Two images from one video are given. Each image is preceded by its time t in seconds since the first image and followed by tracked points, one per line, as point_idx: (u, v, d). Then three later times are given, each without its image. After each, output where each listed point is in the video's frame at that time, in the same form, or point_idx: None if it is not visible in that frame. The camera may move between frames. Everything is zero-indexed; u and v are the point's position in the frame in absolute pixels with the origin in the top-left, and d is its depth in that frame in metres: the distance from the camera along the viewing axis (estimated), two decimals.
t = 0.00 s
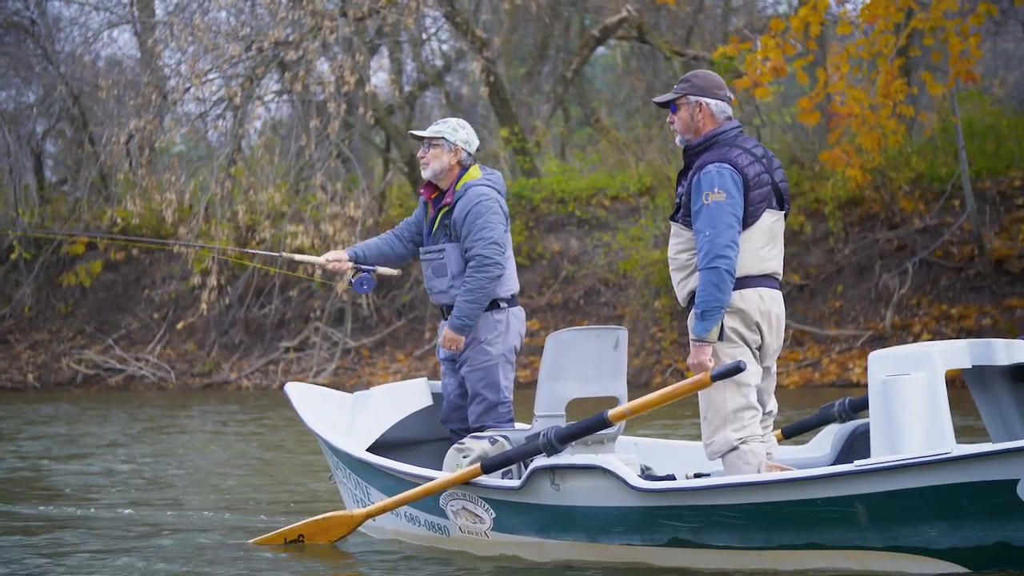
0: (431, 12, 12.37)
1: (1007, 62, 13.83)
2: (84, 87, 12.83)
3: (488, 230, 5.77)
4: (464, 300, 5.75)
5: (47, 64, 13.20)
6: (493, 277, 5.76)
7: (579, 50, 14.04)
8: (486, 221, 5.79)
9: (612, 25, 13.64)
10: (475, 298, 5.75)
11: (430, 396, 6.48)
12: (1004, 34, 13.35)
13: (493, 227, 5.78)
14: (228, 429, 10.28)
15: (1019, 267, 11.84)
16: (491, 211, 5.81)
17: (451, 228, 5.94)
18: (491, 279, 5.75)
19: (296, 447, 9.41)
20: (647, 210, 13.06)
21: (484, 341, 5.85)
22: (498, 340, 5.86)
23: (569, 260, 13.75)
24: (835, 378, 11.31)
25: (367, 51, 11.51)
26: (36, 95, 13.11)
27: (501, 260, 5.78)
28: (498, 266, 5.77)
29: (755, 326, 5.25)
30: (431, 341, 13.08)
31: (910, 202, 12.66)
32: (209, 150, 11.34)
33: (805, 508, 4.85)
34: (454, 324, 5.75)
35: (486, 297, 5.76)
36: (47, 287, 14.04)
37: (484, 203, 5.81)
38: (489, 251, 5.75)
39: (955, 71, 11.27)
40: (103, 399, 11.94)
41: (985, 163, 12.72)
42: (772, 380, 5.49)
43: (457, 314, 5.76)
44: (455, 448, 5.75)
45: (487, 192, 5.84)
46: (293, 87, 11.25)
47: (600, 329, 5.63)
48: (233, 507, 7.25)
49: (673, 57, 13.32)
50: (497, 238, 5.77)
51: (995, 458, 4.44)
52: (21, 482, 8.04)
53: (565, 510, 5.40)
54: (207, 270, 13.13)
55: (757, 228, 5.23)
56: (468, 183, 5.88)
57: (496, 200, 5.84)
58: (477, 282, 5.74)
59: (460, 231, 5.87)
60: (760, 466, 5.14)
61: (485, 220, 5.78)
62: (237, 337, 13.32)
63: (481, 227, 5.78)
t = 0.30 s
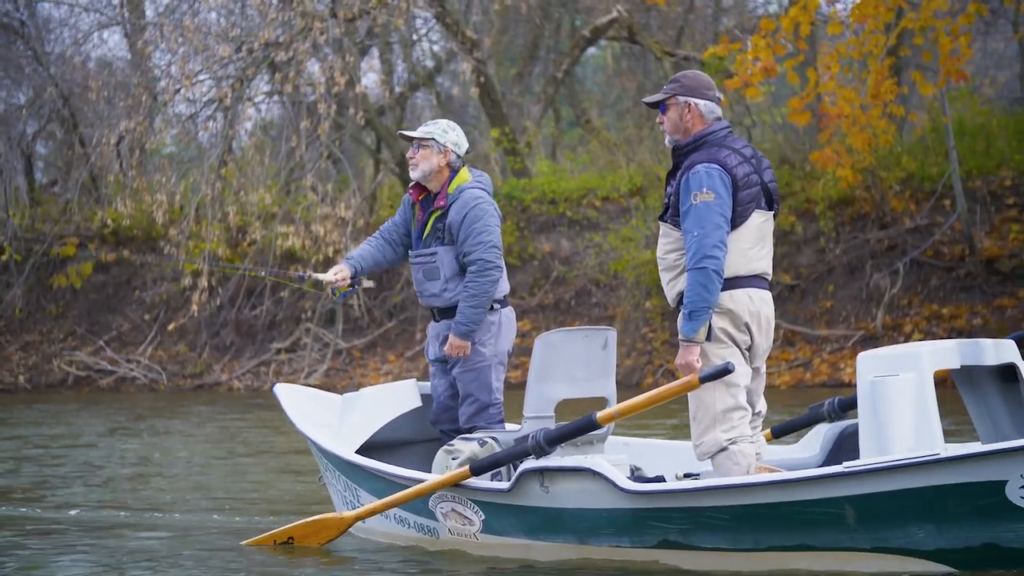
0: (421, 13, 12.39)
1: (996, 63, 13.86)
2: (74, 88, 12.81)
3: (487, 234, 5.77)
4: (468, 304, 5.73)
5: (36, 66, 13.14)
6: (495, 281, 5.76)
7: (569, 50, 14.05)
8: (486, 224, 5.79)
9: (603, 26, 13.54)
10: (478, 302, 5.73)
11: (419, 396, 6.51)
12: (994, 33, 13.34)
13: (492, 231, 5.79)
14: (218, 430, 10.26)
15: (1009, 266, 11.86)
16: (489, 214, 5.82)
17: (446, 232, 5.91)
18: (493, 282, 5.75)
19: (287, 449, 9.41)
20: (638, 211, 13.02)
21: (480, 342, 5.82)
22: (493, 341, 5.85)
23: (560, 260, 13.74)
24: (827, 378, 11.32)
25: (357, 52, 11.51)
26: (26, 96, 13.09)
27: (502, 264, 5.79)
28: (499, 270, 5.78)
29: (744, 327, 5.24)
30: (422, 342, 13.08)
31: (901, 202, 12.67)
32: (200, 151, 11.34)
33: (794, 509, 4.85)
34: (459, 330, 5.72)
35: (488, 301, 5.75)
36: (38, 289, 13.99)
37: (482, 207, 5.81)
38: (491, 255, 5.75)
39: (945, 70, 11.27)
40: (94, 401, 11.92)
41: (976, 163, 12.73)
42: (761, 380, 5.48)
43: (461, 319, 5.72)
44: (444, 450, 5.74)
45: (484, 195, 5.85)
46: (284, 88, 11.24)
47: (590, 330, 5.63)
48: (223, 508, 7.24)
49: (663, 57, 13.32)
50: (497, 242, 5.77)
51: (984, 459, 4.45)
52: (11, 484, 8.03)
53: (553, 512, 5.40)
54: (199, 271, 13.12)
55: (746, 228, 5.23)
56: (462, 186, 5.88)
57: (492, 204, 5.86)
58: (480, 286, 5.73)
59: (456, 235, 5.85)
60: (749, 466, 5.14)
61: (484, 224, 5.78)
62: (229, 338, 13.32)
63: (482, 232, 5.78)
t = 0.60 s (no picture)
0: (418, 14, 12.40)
1: (993, 66, 13.86)
2: (71, 89, 12.79)
3: (480, 236, 5.77)
4: (456, 304, 5.72)
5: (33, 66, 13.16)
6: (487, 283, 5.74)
7: (566, 52, 14.04)
8: (479, 227, 5.79)
9: (599, 27, 13.59)
10: (468, 303, 5.72)
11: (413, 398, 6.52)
12: (992, 36, 13.33)
13: (486, 233, 5.78)
14: (213, 431, 10.25)
15: (1005, 269, 11.87)
16: (483, 217, 5.81)
17: (441, 235, 5.91)
18: (484, 285, 5.74)
19: (282, 449, 9.40)
20: (634, 212, 13.01)
21: (475, 344, 5.83)
22: (489, 343, 5.85)
23: (557, 262, 13.73)
24: (822, 381, 11.32)
25: (353, 53, 11.51)
26: (22, 96, 13.07)
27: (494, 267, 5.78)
28: (491, 272, 5.76)
29: (740, 329, 5.24)
30: (418, 343, 13.08)
31: (897, 205, 12.68)
32: (197, 151, 11.34)
33: (790, 513, 4.85)
34: (442, 328, 5.71)
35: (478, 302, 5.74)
36: (34, 289, 13.96)
37: (476, 209, 5.81)
38: (483, 258, 5.74)
39: (942, 72, 11.27)
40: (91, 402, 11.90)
41: (972, 165, 12.73)
42: (756, 382, 5.48)
43: (447, 317, 5.71)
44: (438, 452, 5.72)
45: (478, 198, 5.85)
46: (280, 89, 11.24)
47: (585, 331, 5.63)
48: (218, 509, 7.23)
49: (660, 58, 13.30)
50: (490, 244, 5.77)
51: (981, 463, 4.45)
52: (5, 485, 8.01)
53: (549, 515, 5.40)
54: (195, 272, 13.11)
55: (742, 230, 5.23)
56: (457, 189, 5.88)
57: (487, 206, 5.85)
58: (471, 287, 5.72)
59: (451, 238, 5.86)
60: (745, 469, 5.14)
61: (477, 226, 5.78)
62: (225, 339, 13.31)
63: (475, 234, 5.78)
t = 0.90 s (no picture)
0: (418, 15, 12.40)
1: (993, 69, 13.89)
2: (71, 89, 12.79)
3: (457, 240, 5.76)
4: (415, 301, 5.76)
5: (33, 66, 13.15)
6: (452, 287, 5.74)
7: (566, 54, 14.05)
8: (457, 231, 5.77)
9: (599, 29, 13.58)
10: (428, 304, 5.77)
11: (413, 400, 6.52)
12: (991, 38, 13.33)
13: (464, 237, 5.76)
14: (212, 432, 10.24)
15: (1005, 272, 11.85)
16: (464, 221, 5.78)
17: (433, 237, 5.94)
18: (449, 288, 5.74)
19: (281, 450, 9.39)
20: (633, 215, 13.00)
21: (471, 346, 5.83)
22: (485, 346, 5.84)
23: (556, 263, 13.72)
24: (822, 383, 11.32)
25: (354, 54, 11.52)
26: (21, 96, 13.08)
27: (464, 271, 5.75)
28: (459, 277, 5.74)
29: (739, 331, 5.24)
30: (417, 345, 13.08)
31: (898, 207, 12.68)
32: (197, 152, 11.34)
33: (790, 516, 4.84)
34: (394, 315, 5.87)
35: (440, 303, 5.76)
36: (33, 290, 13.96)
37: (458, 213, 5.80)
38: (452, 262, 5.73)
39: (942, 75, 11.27)
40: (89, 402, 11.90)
41: (972, 168, 12.75)
42: (755, 384, 5.47)
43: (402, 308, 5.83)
44: (437, 454, 5.69)
45: (465, 201, 5.82)
46: (280, 90, 11.24)
47: (584, 333, 5.62)
48: (216, 510, 7.22)
49: (661, 61, 13.28)
50: (464, 248, 5.74)
51: (982, 465, 4.43)
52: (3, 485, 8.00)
53: (549, 517, 5.39)
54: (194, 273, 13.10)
55: (743, 233, 5.23)
56: (450, 191, 5.88)
57: (472, 211, 5.81)
58: (434, 288, 5.73)
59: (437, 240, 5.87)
60: (744, 472, 5.13)
61: (457, 230, 5.77)
62: (224, 340, 13.30)
63: (452, 237, 5.77)
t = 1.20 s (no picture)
0: (417, 15, 12.39)
1: (992, 68, 13.89)
2: (69, 89, 12.78)
3: (452, 239, 5.74)
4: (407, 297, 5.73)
5: (31, 66, 13.13)
6: (447, 286, 5.71)
7: (565, 53, 14.06)
8: (452, 229, 5.75)
9: (598, 29, 13.57)
10: (421, 301, 5.74)
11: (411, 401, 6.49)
12: (990, 37, 13.34)
13: (460, 236, 5.74)
14: (211, 432, 10.23)
15: (1004, 271, 11.83)
16: (459, 220, 5.76)
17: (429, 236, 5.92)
18: (444, 286, 5.71)
19: (279, 450, 9.38)
20: (632, 214, 13.00)
21: (465, 346, 5.83)
22: (479, 345, 5.84)
23: (555, 263, 13.72)
24: (821, 382, 11.32)
25: (353, 54, 11.52)
26: (21, 97, 13.07)
27: (459, 271, 5.72)
28: (454, 275, 5.71)
29: (739, 330, 5.23)
30: (416, 345, 13.09)
31: (896, 206, 12.67)
32: (195, 152, 11.33)
33: (790, 514, 4.84)
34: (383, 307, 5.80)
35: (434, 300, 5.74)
36: (32, 290, 13.96)
37: (453, 212, 5.78)
38: (447, 260, 5.71)
39: (941, 75, 11.26)
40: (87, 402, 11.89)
41: (971, 168, 12.75)
42: (754, 384, 5.47)
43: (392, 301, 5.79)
44: (436, 453, 5.67)
45: (461, 200, 5.81)
46: (279, 90, 11.23)
47: (582, 332, 5.62)
48: (214, 510, 7.21)
49: (659, 60, 13.22)
50: (459, 247, 5.72)
51: (982, 464, 4.43)
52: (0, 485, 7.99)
53: (548, 515, 5.39)
54: (192, 273, 13.09)
55: (743, 233, 5.23)
56: (445, 189, 5.87)
57: (467, 210, 5.79)
58: (428, 287, 5.70)
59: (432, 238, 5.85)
60: (744, 471, 5.13)
61: (452, 229, 5.75)
62: (223, 340, 13.31)
63: (447, 236, 5.75)
